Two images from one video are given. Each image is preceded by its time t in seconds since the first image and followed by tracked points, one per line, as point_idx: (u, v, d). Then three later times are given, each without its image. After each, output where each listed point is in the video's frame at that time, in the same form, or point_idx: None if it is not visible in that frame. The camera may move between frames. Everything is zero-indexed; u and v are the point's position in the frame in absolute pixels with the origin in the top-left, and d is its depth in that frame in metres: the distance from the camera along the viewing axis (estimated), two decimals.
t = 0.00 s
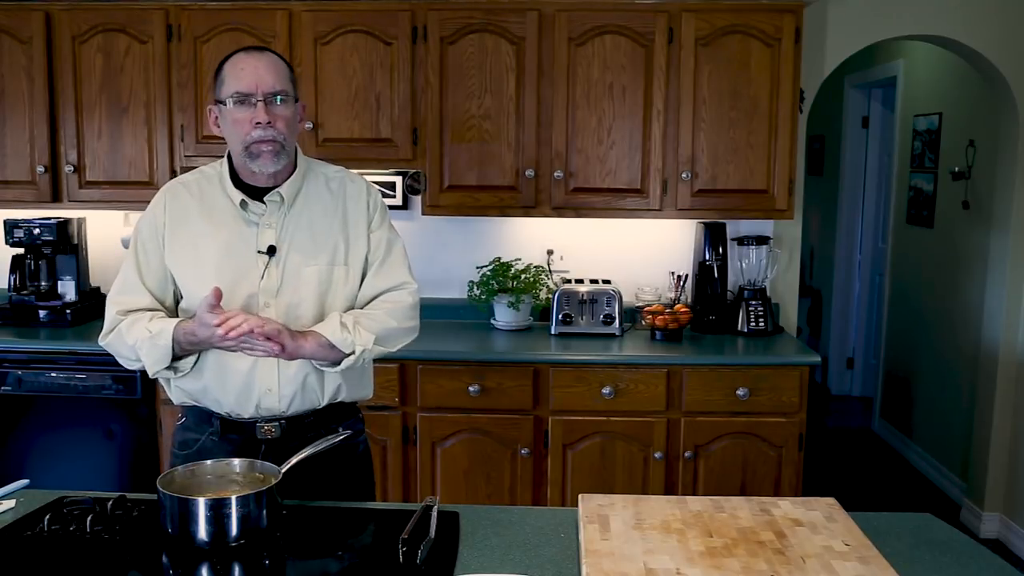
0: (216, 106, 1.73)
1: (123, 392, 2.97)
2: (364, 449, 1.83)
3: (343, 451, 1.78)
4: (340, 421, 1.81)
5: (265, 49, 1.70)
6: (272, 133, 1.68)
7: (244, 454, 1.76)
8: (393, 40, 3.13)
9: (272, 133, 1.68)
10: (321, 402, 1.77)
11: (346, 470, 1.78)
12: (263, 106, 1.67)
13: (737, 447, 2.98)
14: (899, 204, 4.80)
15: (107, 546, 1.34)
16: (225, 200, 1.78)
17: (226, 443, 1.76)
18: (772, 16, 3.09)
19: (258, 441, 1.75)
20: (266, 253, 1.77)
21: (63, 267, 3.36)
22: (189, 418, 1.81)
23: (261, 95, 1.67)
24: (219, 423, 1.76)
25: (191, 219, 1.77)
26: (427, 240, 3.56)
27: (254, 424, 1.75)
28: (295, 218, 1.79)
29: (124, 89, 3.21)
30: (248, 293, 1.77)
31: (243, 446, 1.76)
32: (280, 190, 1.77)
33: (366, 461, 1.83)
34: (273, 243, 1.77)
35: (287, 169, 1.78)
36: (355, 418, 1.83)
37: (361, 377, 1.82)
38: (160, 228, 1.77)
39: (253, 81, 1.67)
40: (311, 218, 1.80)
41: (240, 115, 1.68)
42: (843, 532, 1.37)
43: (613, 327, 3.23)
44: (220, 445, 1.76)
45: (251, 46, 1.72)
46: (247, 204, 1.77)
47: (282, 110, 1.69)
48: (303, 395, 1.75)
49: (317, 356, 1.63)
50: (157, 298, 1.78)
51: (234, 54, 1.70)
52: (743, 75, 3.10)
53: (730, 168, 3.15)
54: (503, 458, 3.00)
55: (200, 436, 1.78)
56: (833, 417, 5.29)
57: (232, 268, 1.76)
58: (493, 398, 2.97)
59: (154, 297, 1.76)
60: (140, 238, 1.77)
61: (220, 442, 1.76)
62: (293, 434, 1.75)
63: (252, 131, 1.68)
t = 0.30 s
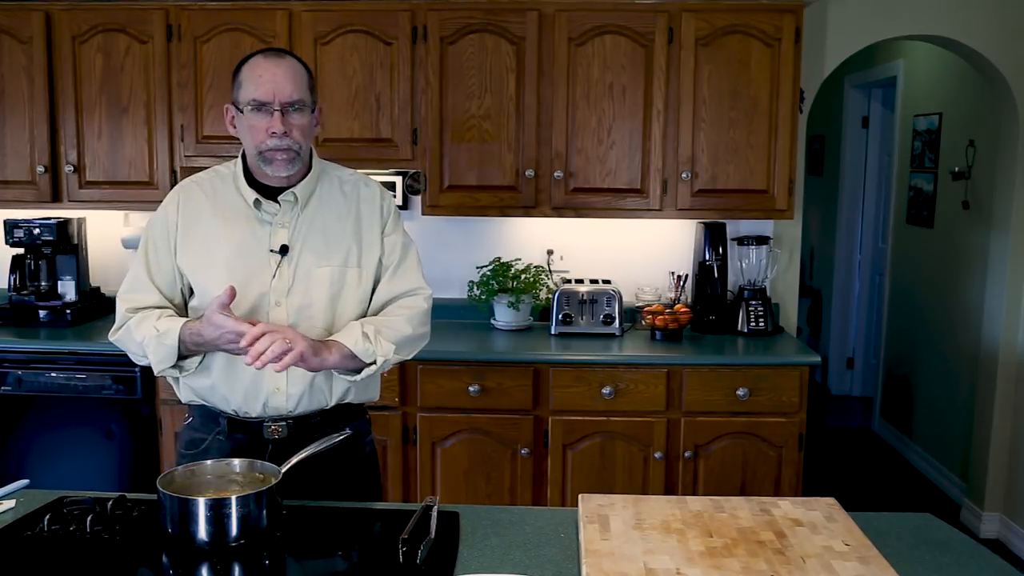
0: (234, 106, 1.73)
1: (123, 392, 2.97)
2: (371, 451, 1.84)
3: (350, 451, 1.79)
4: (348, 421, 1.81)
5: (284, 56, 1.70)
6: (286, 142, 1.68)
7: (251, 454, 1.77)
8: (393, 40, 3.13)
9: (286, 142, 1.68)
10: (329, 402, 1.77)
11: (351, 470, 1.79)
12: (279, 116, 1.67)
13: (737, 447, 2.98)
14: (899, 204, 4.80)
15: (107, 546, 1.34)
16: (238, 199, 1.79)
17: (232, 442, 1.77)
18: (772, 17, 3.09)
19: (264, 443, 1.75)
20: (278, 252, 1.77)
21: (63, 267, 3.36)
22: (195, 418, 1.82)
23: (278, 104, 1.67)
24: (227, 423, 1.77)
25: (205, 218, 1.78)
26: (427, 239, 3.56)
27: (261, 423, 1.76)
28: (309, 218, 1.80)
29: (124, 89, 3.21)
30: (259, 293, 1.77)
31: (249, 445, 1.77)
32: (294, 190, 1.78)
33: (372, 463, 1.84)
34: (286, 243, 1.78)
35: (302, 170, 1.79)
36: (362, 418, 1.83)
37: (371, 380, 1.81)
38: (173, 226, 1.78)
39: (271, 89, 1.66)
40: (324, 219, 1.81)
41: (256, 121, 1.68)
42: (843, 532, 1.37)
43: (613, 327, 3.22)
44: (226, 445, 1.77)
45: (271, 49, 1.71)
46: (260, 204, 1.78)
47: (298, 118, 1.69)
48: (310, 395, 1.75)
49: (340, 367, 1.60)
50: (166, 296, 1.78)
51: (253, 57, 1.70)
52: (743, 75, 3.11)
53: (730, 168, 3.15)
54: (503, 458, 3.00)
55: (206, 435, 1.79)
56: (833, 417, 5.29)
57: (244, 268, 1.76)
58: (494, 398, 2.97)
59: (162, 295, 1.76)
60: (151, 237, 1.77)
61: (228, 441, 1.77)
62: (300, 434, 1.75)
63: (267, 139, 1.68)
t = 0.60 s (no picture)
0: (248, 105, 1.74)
1: (123, 392, 2.96)
2: (378, 450, 1.85)
3: (355, 450, 1.79)
4: (354, 421, 1.81)
5: (300, 55, 1.70)
6: (298, 141, 1.68)
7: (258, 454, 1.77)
8: (393, 40, 3.13)
9: (298, 141, 1.68)
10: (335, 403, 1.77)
11: (357, 469, 1.79)
12: (293, 113, 1.68)
13: (737, 447, 2.98)
14: (899, 204, 4.80)
15: (107, 546, 1.34)
16: (250, 198, 1.80)
17: (238, 441, 1.76)
18: (772, 17, 3.09)
19: (271, 442, 1.75)
20: (288, 252, 1.77)
21: (63, 267, 3.36)
22: (203, 419, 1.82)
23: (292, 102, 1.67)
24: (233, 423, 1.76)
25: (216, 216, 1.78)
26: (427, 239, 3.56)
27: (267, 424, 1.75)
28: (320, 218, 1.80)
29: (124, 89, 3.21)
30: (269, 292, 1.77)
31: (257, 445, 1.76)
32: (305, 189, 1.78)
33: (379, 463, 1.85)
34: (296, 242, 1.78)
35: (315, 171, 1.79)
36: (369, 418, 1.84)
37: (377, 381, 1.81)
38: (183, 224, 1.78)
39: (285, 88, 1.67)
40: (335, 219, 1.81)
41: (270, 119, 1.68)
42: (843, 532, 1.37)
43: (613, 327, 3.22)
44: (232, 445, 1.77)
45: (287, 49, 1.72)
46: (272, 204, 1.79)
47: (311, 117, 1.69)
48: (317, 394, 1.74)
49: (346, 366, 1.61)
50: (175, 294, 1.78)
51: (268, 56, 1.70)
52: (743, 75, 3.11)
53: (730, 168, 3.15)
54: (503, 458, 3.00)
55: (213, 434, 1.80)
56: (833, 417, 5.29)
57: (254, 267, 1.76)
58: (494, 398, 2.97)
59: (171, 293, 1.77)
60: (161, 237, 1.77)
61: (234, 440, 1.76)
62: (306, 433, 1.75)
63: (280, 136, 1.68)
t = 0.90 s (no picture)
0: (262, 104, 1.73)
1: (123, 392, 2.96)
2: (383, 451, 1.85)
3: (361, 450, 1.80)
4: (361, 423, 1.81)
5: (312, 54, 1.70)
6: (313, 139, 1.68)
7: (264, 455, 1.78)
8: (393, 40, 3.13)
9: (313, 139, 1.68)
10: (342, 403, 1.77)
11: (362, 469, 1.80)
12: (307, 112, 1.67)
13: (737, 447, 2.98)
14: (899, 204, 4.80)
15: (107, 546, 1.34)
16: (260, 198, 1.79)
17: (244, 441, 1.77)
18: (772, 17, 3.09)
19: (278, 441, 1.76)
20: (297, 253, 1.77)
21: (63, 267, 3.36)
22: (209, 418, 1.82)
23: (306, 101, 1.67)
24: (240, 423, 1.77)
25: (226, 216, 1.78)
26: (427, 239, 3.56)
27: (274, 423, 1.76)
28: (330, 220, 1.79)
29: (124, 89, 3.21)
30: (277, 294, 1.77)
31: (263, 444, 1.77)
32: (316, 192, 1.77)
33: (384, 464, 1.85)
34: (306, 245, 1.77)
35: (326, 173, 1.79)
36: (375, 418, 1.84)
37: (385, 382, 1.81)
38: (193, 223, 1.78)
39: (298, 87, 1.67)
40: (345, 221, 1.80)
41: (283, 118, 1.68)
42: (843, 532, 1.37)
43: (613, 327, 3.22)
44: (238, 444, 1.78)
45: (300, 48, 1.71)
46: (282, 205, 1.78)
47: (326, 116, 1.69)
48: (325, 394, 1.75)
49: (339, 369, 1.63)
50: (184, 293, 1.78)
51: (281, 56, 1.70)
52: (743, 75, 3.11)
53: (730, 168, 3.15)
54: (503, 458, 3.00)
55: (220, 433, 1.80)
56: (833, 417, 5.29)
57: (263, 268, 1.76)
58: (494, 398, 2.97)
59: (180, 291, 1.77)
60: (171, 234, 1.77)
61: (241, 440, 1.77)
62: (312, 433, 1.76)
63: (295, 135, 1.68)
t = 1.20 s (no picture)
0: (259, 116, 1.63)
1: (123, 392, 2.96)
2: (387, 449, 1.83)
3: (364, 449, 1.79)
4: (365, 423, 1.78)
5: (310, 81, 1.55)
6: (300, 178, 1.61)
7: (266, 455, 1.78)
8: (393, 40, 3.13)
9: (300, 178, 1.61)
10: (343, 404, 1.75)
11: (365, 468, 1.79)
12: (294, 152, 1.58)
13: (737, 447, 2.98)
14: (899, 204, 4.80)
15: (107, 546, 1.34)
16: (268, 200, 1.78)
17: (247, 439, 1.77)
18: (772, 17, 3.09)
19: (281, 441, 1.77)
20: (302, 256, 1.76)
21: (63, 267, 3.36)
22: (214, 412, 1.82)
23: (293, 141, 1.56)
24: (243, 421, 1.77)
25: (233, 216, 1.77)
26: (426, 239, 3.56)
27: (277, 422, 1.76)
28: (337, 223, 1.78)
29: (124, 89, 3.21)
30: (281, 297, 1.75)
31: (266, 442, 1.77)
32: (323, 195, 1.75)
33: (388, 461, 1.84)
34: (311, 247, 1.76)
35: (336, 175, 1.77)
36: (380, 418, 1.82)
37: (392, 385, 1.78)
38: (201, 222, 1.78)
39: (287, 126, 1.55)
40: (352, 225, 1.79)
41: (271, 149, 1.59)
42: (843, 532, 1.37)
43: (613, 327, 3.22)
44: (241, 443, 1.78)
45: (300, 68, 1.56)
46: (288, 207, 1.77)
47: (315, 153, 1.59)
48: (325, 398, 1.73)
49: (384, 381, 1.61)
50: (189, 291, 1.78)
51: (278, 76, 1.56)
52: (743, 76, 3.11)
53: (730, 168, 3.15)
54: (503, 458, 3.00)
55: (224, 431, 1.80)
56: (833, 417, 5.29)
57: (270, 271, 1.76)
58: (494, 398, 2.97)
59: (185, 289, 1.77)
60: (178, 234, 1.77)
61: (244, 437, 1.77)
62: (314, 432, 1.76)
63: (281, 172, 1.60)
